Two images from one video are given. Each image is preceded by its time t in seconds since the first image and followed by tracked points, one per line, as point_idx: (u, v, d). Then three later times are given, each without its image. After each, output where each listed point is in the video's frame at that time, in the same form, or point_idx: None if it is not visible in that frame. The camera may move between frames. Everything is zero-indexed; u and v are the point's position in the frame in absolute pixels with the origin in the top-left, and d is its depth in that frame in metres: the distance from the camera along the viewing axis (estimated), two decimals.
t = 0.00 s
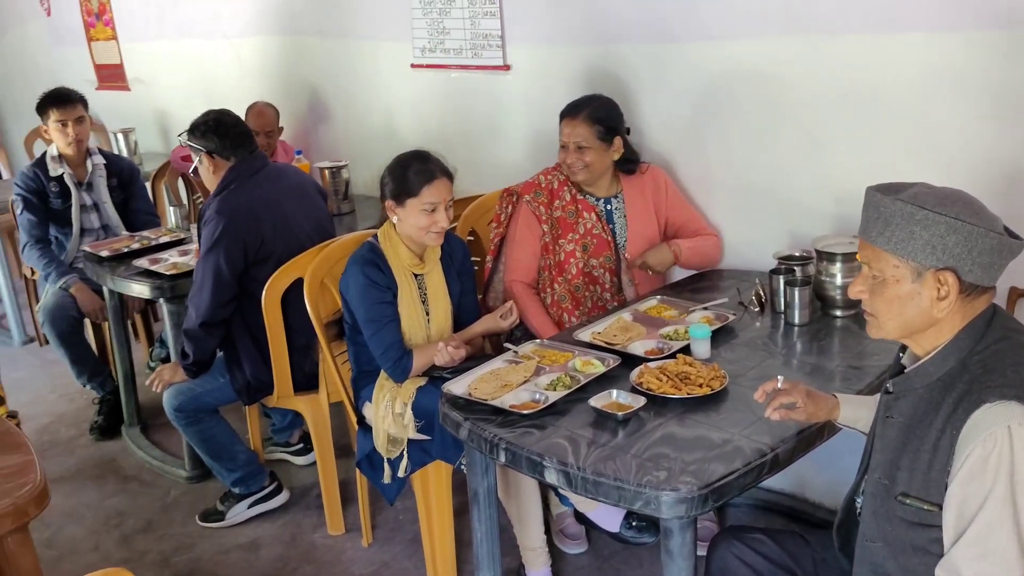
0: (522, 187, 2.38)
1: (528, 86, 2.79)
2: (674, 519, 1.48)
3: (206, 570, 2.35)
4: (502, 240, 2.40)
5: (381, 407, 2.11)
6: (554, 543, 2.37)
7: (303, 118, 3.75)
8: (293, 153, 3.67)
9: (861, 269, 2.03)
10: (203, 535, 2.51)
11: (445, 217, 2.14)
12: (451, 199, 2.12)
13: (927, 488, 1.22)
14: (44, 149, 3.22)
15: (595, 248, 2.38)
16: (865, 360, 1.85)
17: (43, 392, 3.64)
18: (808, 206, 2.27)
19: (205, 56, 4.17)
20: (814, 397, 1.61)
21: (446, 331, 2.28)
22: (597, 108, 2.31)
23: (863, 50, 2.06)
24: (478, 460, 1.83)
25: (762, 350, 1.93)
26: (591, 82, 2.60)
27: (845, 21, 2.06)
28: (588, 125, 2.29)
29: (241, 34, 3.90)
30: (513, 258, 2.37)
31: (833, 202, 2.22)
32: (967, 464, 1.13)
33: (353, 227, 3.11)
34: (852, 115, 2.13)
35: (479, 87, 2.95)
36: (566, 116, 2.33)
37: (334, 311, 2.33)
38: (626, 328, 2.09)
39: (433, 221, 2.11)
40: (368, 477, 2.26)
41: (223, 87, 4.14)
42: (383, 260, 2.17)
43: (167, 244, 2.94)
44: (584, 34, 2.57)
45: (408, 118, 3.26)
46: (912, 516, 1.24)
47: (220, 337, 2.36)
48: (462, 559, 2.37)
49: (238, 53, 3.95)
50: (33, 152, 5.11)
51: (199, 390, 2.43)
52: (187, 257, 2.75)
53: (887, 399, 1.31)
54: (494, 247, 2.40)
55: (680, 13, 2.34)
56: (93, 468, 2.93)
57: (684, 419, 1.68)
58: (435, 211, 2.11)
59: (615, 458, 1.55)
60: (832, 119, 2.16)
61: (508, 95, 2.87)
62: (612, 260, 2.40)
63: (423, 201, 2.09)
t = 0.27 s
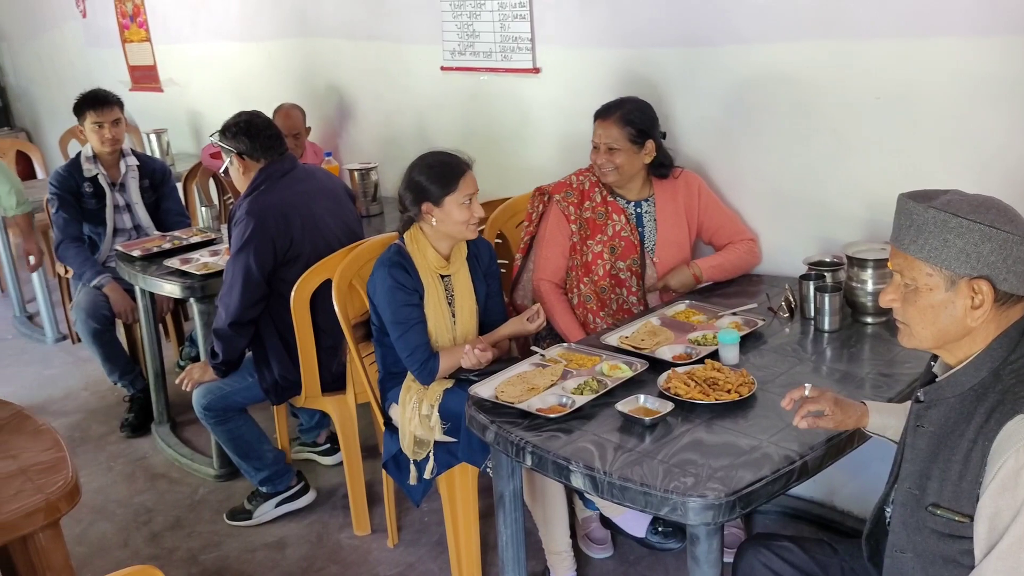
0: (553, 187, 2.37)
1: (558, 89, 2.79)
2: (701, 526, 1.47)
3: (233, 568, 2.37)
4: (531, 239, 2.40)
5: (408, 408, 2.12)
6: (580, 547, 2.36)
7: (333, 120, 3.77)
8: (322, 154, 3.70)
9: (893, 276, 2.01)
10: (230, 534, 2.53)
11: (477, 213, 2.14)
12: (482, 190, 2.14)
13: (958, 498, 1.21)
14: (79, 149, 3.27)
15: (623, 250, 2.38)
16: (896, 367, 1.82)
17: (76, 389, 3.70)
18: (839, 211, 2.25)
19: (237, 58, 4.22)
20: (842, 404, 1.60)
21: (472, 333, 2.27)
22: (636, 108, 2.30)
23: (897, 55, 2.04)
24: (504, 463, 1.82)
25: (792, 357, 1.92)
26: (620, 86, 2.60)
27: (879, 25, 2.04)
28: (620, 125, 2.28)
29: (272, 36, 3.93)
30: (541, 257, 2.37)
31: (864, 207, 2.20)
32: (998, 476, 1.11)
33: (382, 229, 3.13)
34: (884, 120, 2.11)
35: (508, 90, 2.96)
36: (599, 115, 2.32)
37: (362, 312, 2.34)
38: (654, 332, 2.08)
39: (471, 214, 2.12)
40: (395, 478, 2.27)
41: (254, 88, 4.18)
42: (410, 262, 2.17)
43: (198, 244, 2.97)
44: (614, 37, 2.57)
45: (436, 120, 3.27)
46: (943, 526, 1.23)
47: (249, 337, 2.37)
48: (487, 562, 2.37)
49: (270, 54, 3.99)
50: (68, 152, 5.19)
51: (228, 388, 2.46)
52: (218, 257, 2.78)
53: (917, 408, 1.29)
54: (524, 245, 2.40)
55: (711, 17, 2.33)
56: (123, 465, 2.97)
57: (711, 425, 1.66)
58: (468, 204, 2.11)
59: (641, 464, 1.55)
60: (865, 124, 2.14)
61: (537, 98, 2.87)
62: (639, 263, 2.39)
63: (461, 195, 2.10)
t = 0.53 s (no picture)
0: (580, 188, 2.38)
1: (581, 94, 2.79)
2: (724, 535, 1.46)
3: (254, 569, 2.39)
4: (558, 240, 2.41)
5: (429, 412, 2.13)
6: (600, 554, 2.36)
7: (356, 123, 3.79)
8: (346, 158, 3.72)
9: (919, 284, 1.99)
10: (252, 536, 2.55)
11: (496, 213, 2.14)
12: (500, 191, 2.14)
13: (985, 510, 1.20)
14: (106, 152, 3.31)
15: (648, 254, 2.37)
16: (922, 376, 1.80)
17: (100, 390, 3.74)
18: (864, 218, 2.23)
19: (262, 62, 4.25)
20: (864, 410, 1.57)
21: (493, 337, 2.27)
22: (665, 111, 2.30)
23: (926, 61, 2.02)
24: (526, 469, 1.82)
25: (816, 365, 1.90)
26: (644, 90, 2.59)
27: (906, 31, 2.02)
28: (646, 127, 2.28)
29: (297, 40, 3.96)
30: (567, 258, 2.37)
31: (890, 215, 2.19)
32: None
33: (404, 233, 3.14)
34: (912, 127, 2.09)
35: (532, 94, 2.96)
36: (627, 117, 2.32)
37: (384, 316, 2.34)
38: (677, 339, 2.07)
39: (489, 215, 2.12)
40: (415, 482, 2.28)
41: (278, 92, 4.22)
42: (430, 265, 2.16)
43: (222, 246, 3.00)
44: (638, 42, 2.57)
45: (459, 124, 3.28)
46: (969, 539, 1.21)
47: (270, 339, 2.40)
48: (507, 567, 2.37)
49: (294, 58, 4.02)
50: (94, 154, 5.25)
51: (251, 391, 2.47)
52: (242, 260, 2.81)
53: (944, 419, 1.28)
54: (549, 246, 2.41)
55: (737, 22, 2.31)
56: (146, 465, 3.00)
57: (735, 433, 1.65)
58: (485, 204, 2.11)
59: (664, 471, 1.54)
60: (892, 131, 2.12)
61: (560, 102, 2.87)
62: (664, 267, 2.38)
63: (479, 194, 2.10)
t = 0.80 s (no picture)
0: (605, 189, 2.38)
1: (601, 98, 2.79)
2: (743, 542, 1.45)
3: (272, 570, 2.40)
4: (580, 241, 2.41)
5: (447, 416, 2.13)
6: (617, 559, 2.35)
7: (375, 127, 3.80)
8: (365, 161, 3.73)
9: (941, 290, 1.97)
10: (270, 537, 2.56)
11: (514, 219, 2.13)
12: (519, 197, 2.12)
13: (1009, 521, 1.18)
14: (128, 154, 3.34)
15: (671, 257, 2.35)
16: (944, 384, 1.79)
17: (120, 390, 3.77)
18: (885, 223, 2.22)
19: (281, 65, 4.27)
20: (883, 414, 1.58)
21: (512, 340, 2.26)
22: (692, 115, 2.29)
23: (949, 66, 2.00)
24: (543, 473, 1.82)
25: (836, 371, 1.89)
26: (663, 94, 2.59)
27: (929, 36, 2.01)
28: (671, 130, 2.27)
29: (317, 43, 3.98)
30: (588, 258, 2.37)
31: (911, 220, 2.17)
32: None
33: (422, 236, 3.15)
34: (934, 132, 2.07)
35: (551, 98, 2.96)
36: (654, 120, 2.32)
37: (403, 319, 2.35)
38: (695, 344, 2.06)
39: (502, 222, 2.11)
40: (433, 485, 2.28)
41: (298, 94, 4.24)
42: (451, 268, 2.17)
43: (241, 248, 3.01)
44: (658, 46, 2.56)
45: (477, 128, 3.29)
46: (992, 551, 1.20)
47: (287, 341, 2.41)
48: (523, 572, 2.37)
49: (314, 61, 4.04)
50: (115, 155, 5.30)
51: (269, 393, 2.49)
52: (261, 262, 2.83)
53: (967, 428, 1.27)
54: (571, 246, 2.41)
55: (757, 26, 2.31)
56: (165, 466, 3.02)
57: (754, 439, 1.64)
58: (503, 211, 2.10)
59: (682, 477, 1.53)
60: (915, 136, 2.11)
61: (579, 107, 2.87)
62: (687, 271, 2.37)
63: (491, 201, 2.10)
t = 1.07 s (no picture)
0: (630, 194, 2.38)
1: (621, 102, 2.79)
2: (764, 549, 1.45)
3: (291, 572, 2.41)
4: (603, 245, 2.40)
5: (467, 419, 2.15)
6: (636, 564, 2.34)
7: (395, 130, 3.82)
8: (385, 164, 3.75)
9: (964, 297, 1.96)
10: (289, 539, 2.58)
11: (506, 229, 2.12)
12: (514, 205, 2.11)
13: None
14: (150, 157, 3.37)
15: (696, 263, 2.36)
16: (967, 391, 1.77)
17: (141, 391, 3.81)
18: (908, 229, 2.21)
19: (303, 69, 4.31)
20: (904, 406, 1.58)
21: (535, 344, 2.26)
22: (723, 121, 2.29)
23: (973, 71, 1.99)
24: (562, 478, 1.82)
25: (858, 377, 1.88)
26: (684, 99, 2.59)
27: (952, 42, 2.00)
28: (705, 135, 2.27)
29: (338, 47, 4.01)
30: (613, 263, 2.36)
31: (934, 226, 2.16)
32: None
33: (442, 240, 3.17)
34: (957, 137, 2.06)
35: (571, 102, 2.97)
36: (684, 127, 2.32)
37: (423, 322, 2.36)
38: (716, 349, 2.06)
39: (491, 227, 2.13)
40: (452, 488, 2.30)
41: (319, 98, 4.27)
42: (475, 270, 2.18)
43: (262, 251, 3.04)
44: (679, 50, 2.56)
45: (497, 132, 3.30)
46: (1016, 560, 1.19)
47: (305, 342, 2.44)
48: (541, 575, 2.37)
49: (335, 65, 4.06)
50: (137, 158, 5.35)
51: (288, 396, 2.51)
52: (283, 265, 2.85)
53: (990, 437, 1.27)
54: (594, 251, 2.40)
55: (780, 30, 2.30)
56: (186, 467, 3.05)
57: (775, 445, 1.64)
58: (491, 219, 2.13)
59: (703, 483, 1.53)
60: (938, 141, 2.10)
61: (599, 111, 2.88)
62: (712, 276, 2.38)
63: (484, 207, 2.14)
